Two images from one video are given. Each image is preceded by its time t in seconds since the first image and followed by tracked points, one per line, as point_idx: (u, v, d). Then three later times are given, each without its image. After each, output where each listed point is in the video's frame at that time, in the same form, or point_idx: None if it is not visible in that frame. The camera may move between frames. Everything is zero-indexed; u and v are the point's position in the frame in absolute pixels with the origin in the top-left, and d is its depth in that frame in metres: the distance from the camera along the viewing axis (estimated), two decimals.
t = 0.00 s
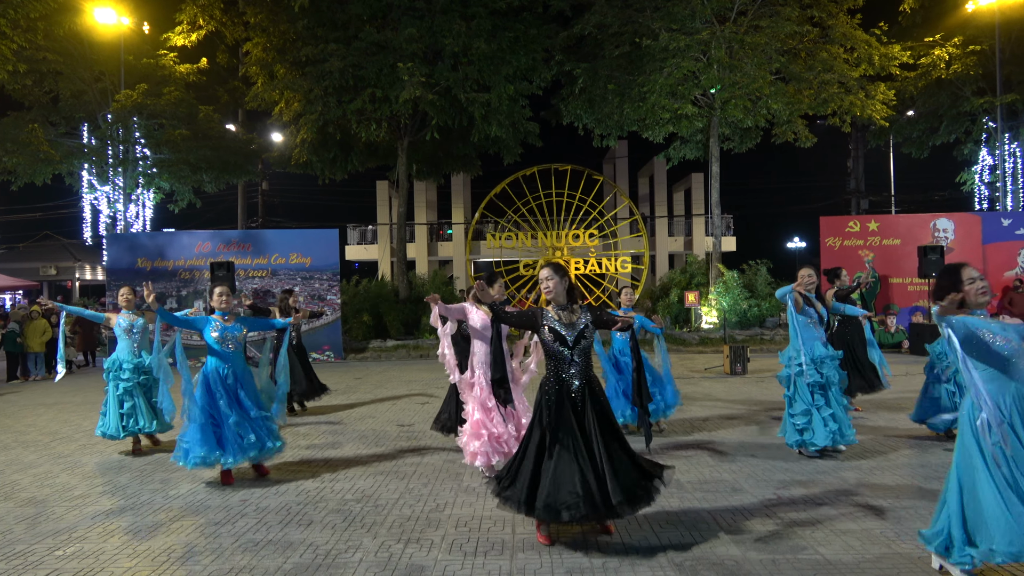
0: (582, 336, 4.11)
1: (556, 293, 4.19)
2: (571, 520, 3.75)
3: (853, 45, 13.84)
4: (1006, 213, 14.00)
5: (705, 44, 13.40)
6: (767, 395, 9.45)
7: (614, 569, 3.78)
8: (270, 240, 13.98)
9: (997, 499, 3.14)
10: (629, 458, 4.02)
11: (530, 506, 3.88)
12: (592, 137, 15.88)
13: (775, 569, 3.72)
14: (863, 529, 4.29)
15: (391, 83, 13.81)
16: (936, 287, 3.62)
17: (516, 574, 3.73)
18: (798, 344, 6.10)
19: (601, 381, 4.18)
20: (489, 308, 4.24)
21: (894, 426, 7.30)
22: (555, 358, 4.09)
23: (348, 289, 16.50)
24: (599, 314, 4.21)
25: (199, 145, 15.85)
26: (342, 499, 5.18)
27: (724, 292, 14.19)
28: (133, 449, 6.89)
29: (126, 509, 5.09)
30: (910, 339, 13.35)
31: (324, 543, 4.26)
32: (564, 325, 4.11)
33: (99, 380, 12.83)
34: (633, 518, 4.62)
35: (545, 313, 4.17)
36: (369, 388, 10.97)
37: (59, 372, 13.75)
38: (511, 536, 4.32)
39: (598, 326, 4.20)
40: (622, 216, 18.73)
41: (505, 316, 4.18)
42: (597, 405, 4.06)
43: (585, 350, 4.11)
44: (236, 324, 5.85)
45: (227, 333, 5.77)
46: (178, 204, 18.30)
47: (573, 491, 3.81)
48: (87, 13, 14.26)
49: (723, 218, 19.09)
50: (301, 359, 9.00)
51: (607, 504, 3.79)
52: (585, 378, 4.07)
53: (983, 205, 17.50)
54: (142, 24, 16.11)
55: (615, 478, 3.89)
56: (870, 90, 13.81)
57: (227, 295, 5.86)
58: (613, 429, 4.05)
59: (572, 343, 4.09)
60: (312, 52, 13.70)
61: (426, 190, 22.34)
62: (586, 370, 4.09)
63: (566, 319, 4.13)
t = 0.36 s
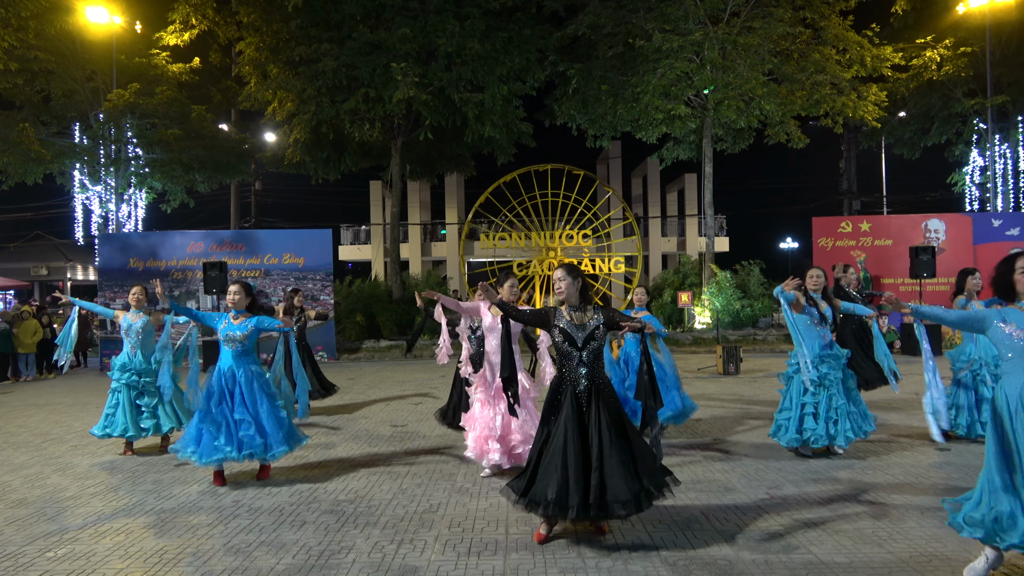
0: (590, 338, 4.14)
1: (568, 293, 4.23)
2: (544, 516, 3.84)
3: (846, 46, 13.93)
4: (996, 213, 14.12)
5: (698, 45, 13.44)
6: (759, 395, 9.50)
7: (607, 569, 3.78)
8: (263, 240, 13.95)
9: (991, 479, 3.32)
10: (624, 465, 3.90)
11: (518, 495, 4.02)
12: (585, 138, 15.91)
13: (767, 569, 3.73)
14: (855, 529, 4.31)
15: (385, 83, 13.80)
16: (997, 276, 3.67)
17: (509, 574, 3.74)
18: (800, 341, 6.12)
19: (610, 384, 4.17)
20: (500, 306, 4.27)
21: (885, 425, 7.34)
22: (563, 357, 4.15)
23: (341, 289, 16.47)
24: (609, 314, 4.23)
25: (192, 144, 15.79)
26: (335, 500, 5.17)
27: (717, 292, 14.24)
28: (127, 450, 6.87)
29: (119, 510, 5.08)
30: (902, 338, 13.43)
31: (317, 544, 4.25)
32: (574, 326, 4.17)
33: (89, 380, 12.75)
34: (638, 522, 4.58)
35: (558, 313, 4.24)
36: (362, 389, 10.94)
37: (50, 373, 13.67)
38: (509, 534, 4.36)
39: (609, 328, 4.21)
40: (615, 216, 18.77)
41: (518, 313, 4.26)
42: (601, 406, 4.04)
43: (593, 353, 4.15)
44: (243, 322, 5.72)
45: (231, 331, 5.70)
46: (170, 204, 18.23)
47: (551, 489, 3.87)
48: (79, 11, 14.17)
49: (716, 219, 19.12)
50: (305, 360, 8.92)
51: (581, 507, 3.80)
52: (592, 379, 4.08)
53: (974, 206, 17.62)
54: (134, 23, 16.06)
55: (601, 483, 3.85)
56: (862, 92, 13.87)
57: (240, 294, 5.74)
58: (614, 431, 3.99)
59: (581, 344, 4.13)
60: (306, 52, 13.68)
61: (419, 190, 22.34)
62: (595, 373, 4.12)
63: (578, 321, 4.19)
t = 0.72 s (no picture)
0: (574, 339, 4.13)
1: (553, 295, 4.21)
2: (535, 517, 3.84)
3: (837, 48, 14.00)
4: (986, 214, 14.21)
5: (691, 45, 13.46)
6: (751, 395, 9.53)
7: (600, 569, 3.78)
8: (255, 240, 13.90)
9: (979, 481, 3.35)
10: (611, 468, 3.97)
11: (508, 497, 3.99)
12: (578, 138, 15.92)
13: (758, 568, 3.74)
14: (846, 528, 4.33)
15: (377, 82, 13.77)
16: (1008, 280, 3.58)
17: (502, 574, 3.74)
18: (782, 342, 6.18)
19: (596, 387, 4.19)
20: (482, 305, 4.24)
21: (876, 425, 7.38)
22: (545, 359, 4.16)
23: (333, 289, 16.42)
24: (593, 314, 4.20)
25: (183, 144, 15.72)
26: (327, 500, 5.16)
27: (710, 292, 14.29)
28: (118, 450, 6.83)
29: (110, 510, 5.05)
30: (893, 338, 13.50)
31: (309, 544, 4.24)
32: (558, 327, 4.16)
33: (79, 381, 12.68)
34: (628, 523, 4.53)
35: (543, 313, 4.23)
36: (355, 390, 10.92)
37: (39, 373, 13.58)
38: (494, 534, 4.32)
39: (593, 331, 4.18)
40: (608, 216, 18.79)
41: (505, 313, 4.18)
42: (586, 410, 4.07)
43: (576, 355, 4.14)
44: (232, 324, 5.67)
45: (220, 333, 5.70)
46: (161, 203, 18.14)
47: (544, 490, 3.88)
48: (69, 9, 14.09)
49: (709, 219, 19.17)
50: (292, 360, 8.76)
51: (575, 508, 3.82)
52: (576, 383, 4.09)
53: (964, 207, 17.74)
54: (125, 22, 15.98)
55: (592, 485, 3.90)
56: (853, 93, 13.92)
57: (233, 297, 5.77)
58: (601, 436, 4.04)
59: (563, 346, 4.13)
60: (298, 51, 13.63)
61: (411, 190, 22.30)
62: (578, 374, 4.12)
63: (563, 321, 4.17)
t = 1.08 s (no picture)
0: (517, 348, 4.07)
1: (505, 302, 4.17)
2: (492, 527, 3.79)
3: (829, 49, 14.07)
4: (976, 215, 14.30)
5: (684, 46, 13.49)
6: (743, 394, 9.57)
7: (592, 569, 3.78)
8: (248, 240, 13.85)
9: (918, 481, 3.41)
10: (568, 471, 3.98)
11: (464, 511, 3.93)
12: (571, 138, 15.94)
13: (751, 567, 3.75)
14: (838, 527, 4.34)
15: (370, 82, 13.74)
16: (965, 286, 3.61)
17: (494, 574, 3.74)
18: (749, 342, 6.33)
19: (540, 394, 4.14)
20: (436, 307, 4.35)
21: (866, 425, 7.43)
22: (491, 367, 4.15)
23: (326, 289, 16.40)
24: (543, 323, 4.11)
25: (175, 143, 15.65)
26: (319, 501, 5.14)
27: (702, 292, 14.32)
28: (108, 449, 6.82)
29: (101, 511, 5.03)
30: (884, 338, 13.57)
31: (302, 545, 4.23)
32: (506, 335, 4.13)
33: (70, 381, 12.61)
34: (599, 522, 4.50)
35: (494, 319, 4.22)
36: (347, 390, 10.90)
37: (30, 374, 13.50)
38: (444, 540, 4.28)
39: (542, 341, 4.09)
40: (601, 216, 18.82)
41: (458, 316, 4.34)
42: (529, 419, 4.02)
43: (521, 366, 4.07)
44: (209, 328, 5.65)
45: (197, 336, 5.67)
46: (153, 203, 18.05)
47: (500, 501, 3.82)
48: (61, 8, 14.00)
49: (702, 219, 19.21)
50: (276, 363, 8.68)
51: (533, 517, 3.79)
52: (516, 392, 4.05)
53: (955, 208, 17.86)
54: (117, 21, 15.90)
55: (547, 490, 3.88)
56: (845, 94, 13.98)
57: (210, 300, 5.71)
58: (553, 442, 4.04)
59: (506, 354, 4.09)
60: (291, 51, 13.59)
61: (405, 190, 22.30)
62: (520, 386, 4.06)
63: (512, 330, 4.13)
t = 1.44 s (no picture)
0: (478, 362, 3.92)
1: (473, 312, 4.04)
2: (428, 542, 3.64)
3: (824, 50, 14.11)
4: (970, 215, 14.34)
5: (680, 47, 13.48)
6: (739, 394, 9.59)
7: (588, 569, 3.78)
8: (243, 240, 13.83)
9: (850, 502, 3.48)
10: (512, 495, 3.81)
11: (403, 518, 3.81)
12: (567, 138, 15.94)
13: (746, 567, 3.76)
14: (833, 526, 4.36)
15: (366, 82, 13.71)
16: (904, 297, 3.71)
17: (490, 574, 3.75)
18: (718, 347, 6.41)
19: (505, 413, 3.95)
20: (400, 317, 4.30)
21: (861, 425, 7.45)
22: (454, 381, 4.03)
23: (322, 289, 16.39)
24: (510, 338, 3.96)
25: (170, 143, 15.62)
26: (315, 501, 5.14)
27: (698, 291, 14.38)
28: (99, 450, 6.81)
29: (96, 512, 5.02)
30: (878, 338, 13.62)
31: (297, 546, 4.22)
32: (471, 347, 3.99)
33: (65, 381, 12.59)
34: (562, 531, 4.39)
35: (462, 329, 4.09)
36: (343, 390, 10.88)
37: (24, 374, 13.45)
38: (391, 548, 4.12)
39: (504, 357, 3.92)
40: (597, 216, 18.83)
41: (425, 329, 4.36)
42: (485, 438, 3.84)
43: (479, 382, 3.90)
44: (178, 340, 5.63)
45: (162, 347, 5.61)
46: (148, 203, 18.00)
47: (439, 515, 3.69)
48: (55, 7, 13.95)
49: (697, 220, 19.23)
50: (255, 364, 8.66)
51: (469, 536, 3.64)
52: (478, 407, 3.88)
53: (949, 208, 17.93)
54: (111, 20, 15.87)
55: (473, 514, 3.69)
56: (841, 94, 14.01)
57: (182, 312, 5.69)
58: (506, 468, 3.85)
59: (469, 368, 3.95)
60: (287, 51, 13.56)
61: (400, 190, 22.29)
62: (481, 403, 3.89)
63: (476, 341, 3.99)
